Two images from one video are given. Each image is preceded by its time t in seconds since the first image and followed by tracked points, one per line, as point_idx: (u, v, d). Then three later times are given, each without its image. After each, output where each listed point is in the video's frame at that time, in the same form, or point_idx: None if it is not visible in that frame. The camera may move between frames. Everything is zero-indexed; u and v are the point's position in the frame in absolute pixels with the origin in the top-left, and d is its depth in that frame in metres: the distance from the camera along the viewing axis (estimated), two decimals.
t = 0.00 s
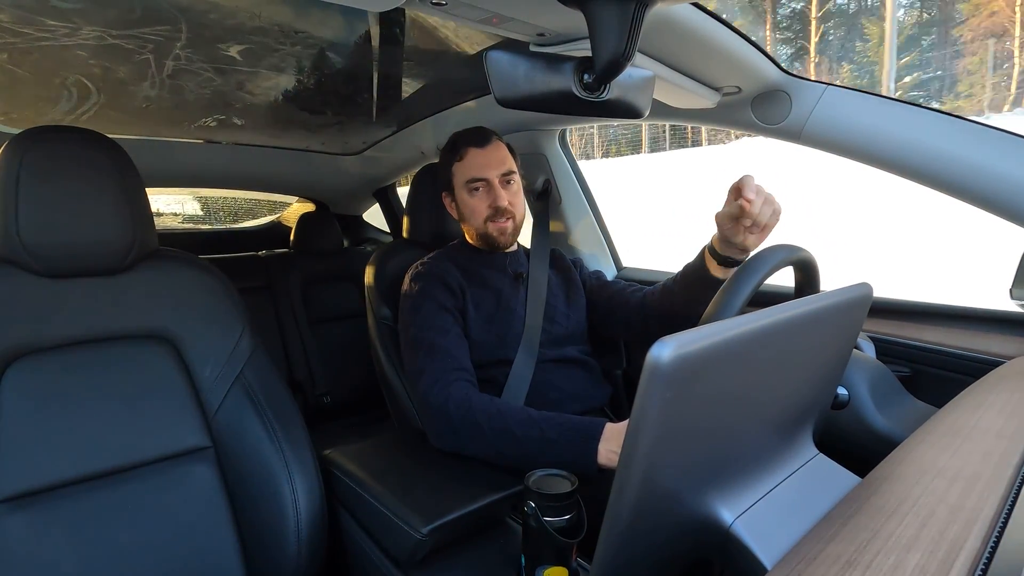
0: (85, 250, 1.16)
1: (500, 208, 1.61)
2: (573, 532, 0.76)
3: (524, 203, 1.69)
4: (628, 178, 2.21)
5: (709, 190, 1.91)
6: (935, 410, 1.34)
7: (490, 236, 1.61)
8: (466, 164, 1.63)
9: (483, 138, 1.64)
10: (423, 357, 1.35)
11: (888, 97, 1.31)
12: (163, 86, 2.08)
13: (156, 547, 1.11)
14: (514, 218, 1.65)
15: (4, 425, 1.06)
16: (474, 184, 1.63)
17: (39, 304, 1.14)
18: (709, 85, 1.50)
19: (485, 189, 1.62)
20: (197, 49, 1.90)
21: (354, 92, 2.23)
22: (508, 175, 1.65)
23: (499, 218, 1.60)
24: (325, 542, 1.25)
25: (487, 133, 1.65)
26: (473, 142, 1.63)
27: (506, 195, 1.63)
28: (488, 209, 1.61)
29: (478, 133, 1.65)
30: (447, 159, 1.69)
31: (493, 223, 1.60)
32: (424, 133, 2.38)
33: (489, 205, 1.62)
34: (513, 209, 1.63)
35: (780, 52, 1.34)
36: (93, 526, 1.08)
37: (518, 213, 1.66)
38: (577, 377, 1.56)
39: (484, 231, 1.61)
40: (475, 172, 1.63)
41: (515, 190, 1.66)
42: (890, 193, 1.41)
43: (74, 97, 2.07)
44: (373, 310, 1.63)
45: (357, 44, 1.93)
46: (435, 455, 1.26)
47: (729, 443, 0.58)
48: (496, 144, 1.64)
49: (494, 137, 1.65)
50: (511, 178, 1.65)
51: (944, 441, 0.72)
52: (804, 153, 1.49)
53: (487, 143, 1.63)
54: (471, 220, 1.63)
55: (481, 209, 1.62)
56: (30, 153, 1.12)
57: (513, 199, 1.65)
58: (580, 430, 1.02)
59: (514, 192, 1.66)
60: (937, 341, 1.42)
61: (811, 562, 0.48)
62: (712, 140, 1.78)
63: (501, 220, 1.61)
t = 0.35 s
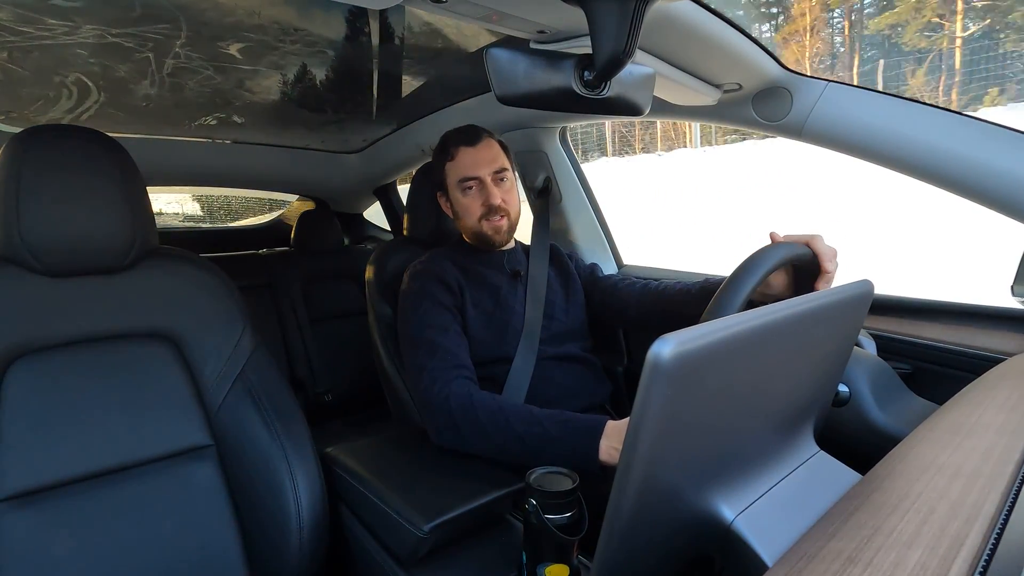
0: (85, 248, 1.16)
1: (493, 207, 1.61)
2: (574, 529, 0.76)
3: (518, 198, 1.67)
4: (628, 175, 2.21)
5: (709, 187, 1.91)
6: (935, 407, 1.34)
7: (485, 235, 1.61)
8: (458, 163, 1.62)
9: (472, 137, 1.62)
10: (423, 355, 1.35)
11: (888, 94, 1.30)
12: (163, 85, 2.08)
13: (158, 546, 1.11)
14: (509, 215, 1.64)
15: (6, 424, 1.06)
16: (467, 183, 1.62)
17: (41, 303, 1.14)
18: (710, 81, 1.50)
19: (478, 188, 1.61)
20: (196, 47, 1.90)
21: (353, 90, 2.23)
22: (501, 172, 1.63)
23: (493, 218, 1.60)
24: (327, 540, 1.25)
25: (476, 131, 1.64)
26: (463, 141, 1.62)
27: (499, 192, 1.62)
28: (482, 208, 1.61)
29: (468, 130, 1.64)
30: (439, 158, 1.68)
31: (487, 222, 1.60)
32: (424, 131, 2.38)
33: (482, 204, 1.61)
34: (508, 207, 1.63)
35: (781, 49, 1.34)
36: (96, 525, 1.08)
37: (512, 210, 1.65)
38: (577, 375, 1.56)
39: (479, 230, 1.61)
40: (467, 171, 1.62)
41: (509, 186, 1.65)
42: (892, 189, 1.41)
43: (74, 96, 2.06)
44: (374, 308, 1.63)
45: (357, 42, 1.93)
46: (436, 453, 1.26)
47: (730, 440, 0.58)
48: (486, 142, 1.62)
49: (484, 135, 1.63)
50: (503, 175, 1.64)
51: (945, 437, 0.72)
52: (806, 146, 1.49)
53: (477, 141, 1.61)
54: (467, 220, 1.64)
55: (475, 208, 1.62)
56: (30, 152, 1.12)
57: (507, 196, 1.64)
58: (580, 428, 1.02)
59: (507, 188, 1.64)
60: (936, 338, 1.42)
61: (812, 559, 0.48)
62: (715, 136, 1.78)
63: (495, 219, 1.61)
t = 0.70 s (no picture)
0: (87, 250, 1.17)
1: (513, 200, 1.63)
2: (576, 528, 0.76)
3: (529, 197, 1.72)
4: (630, 174, 2.20)
5: (711, 187, 1.91)
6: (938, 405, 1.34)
7: (502, 228, 1.62)
8: (483, 153, 1.64)
9: (496, 132, 1.67)
10: (425, 355, 1.36)
11: (889, 92, 1.30)
12: (164, 86, 2.09)
13: (161, 547, 1.11)
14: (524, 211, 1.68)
15: (8, 425, 1.06)
16: (488, 175, 1.63)
17: (43, 304, 1.14)
18: (709, 81, 1.50)
19: (501, 180, 1.63)
20: (197, 49, 1.90)
21: (353, 90, 2.23)
22: (521, 168, 1.68)
23: (512, 211, 1.63)
24: (329, 541, 1.25)
25: (499, 129, 1.69)
26: (488, 134, 1.66)
27: (519, 187, 1.66)
28: (502, 201, 1.63)
29: (493, 126, 1.68)
30: (458, 149, 1.68)
31: (506, 215, 1.62)
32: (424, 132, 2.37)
33: (503, 196, 1.63)
34: (523, 203, 1.66)
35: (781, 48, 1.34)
36: (99, 525, 1.08)
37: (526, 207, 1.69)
38: (579, 374, 1.56)
39: (496, 222, 1.62)
40: (491, 162, 1.63)
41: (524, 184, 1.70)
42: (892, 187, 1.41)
43: (75, 98, 2.07)
44: (375, 309, 1.63)
45: (357, 43, 1.93)
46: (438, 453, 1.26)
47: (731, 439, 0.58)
48: (509, 138, 1.67)
49: (505, 132, 1.69)
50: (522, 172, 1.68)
51: (948, 435, 0.72)
52: (806, 146, 1.50)
53: (503, 137, 1.66)
54: (484, 212, 1.62)
55: (495, 199, 1.62)
56: (31, 154, 1.12)
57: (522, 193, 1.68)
58: (582, 428, 1.02)
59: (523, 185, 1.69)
60: (938, 337, 1.41)
61: (814, 558, 0.48)
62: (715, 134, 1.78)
63: (513, 212, 1.63)
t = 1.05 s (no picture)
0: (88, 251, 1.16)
1: (514, 200, 1.64)
2: (576, 529, 0.76)
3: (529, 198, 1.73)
4: (630, 175, 2.20)
5: (711, 187, 1.91)
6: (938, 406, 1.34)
7: (503, 228, 1.62)
8: (483, 153, 1.65)
9: (497, 133, 1.68)
10: (426, 356, 1.36)
11: (889, 94, 1.31)
12: (164, 87, 2.09)
13: (161, 548, 1.11)
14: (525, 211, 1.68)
15: (8, 426, 1.06)
16: (489, 175, 1.64)
17: (44, 305, 1.14)
18: (709, 82, 1.50)
19: (502, 180, 1.64)
20: (197, 50, 1.90)
21: (353, 90, 2.23)
22: (521, 169, 1.69)
23: (513, 211, 1.63)
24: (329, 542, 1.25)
25: (499, 129, 1.70)
26: (489, 135, 1.67)
27: (519, 188, 1.66)
28: (503, 201, 1.63)
29: (493, 127, 1.69)
30: (459, 150, 1.69)
31: (507, 215, 1.63)
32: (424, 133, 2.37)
33: (504, 196, 1.64)
34: (524, 204, 1.67)
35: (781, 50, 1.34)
36: (99, 526, 1.08)
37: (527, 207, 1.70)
38: (579, 375, 1.56)
39: (497, 222, 1.62)
40: (492, 162, 1.64)
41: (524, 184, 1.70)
42: (892, 187, 1.42)
43: (76, 99, 2.07)
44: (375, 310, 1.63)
45: (357, 44, 1.94)
46: (438, 454, 1.26)
47: (732, 440, 0.58)
48: (510, 140, 1.69)
49: (506, 133, 1.70)
50: (522, 172, 1.69)
51: (948, 437, 0.72)
52: (807, 146, 1.50)
53: (503, 138, 1.67)
54: (485, 212, 1.63)
55: (496, 199, 1.63)
56: (32, 156, 1.12)
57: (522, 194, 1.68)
58: (582, 429, 1.02)
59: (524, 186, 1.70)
60: (938, 338, 1.41)
61: (815, 559, 0.48)
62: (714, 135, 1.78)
63: (514, 212, 1.64)
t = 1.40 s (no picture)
0: (86, 249, 1.16)
1: (519, 200, 1.64)
2: (575, 528, 0.76)
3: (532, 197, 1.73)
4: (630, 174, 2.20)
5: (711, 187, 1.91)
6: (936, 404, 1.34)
7: (508, 227, 1.62)
8: (488, 153, 1.64)
9: (501, 131, 1.68)
10: (425, 355, 1.36)
11: (887, 92, 1.31)
12: (163, 86, 2.08)
13: (160, 547, 1.11)
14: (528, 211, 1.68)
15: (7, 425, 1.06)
16: (493, 174, 1.64)
17: (43, 304, 1.14)
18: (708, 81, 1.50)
19: (506, 179, 1.64)
20: (195, 48, 1.90)
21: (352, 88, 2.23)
22: (525, 168, 1.69)
23: (517, 211, 1.63)
24: (328, 541, 1.25)
25: (503, 128, 1.70)
26: (494, 134, 1.66)
27: (523, 187, 1.66)
28: (508, 200, 1.63)
29: (497, 126, 1.69)
30: (463, 148, 1.68)
31: (512, 215, 1.62)
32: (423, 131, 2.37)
33: (508, 195, 1.63)
34: (527, 203, 1.67)
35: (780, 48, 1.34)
36: (99, 525, 1.08)
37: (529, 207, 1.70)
38: (578, 374, 1.56)
39: (502, 221, 1.62)
40: (496, 161, 1.64)
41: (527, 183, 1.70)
42: (891, 186, 1.42)
43: (74, 97, 2.06)
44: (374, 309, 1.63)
45: (356, 42, 1.93)
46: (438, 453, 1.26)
47: (730, 438, 0.58)
48: (514, 139, 1.68)
49: (509, 132, 1.69)
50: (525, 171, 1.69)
51: (946, 435, 0.72)
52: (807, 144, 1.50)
53: (508, 137, 1.67)
54: (489, 211, 1.62)
55: (501, 199, 1.62)
56: (29, 154, 1.12)
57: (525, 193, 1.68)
58: (581, 428, 1.02)
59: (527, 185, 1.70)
60: (937, 336, 1.41)
61: (814, 558, 0.48)
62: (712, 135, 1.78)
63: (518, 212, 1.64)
